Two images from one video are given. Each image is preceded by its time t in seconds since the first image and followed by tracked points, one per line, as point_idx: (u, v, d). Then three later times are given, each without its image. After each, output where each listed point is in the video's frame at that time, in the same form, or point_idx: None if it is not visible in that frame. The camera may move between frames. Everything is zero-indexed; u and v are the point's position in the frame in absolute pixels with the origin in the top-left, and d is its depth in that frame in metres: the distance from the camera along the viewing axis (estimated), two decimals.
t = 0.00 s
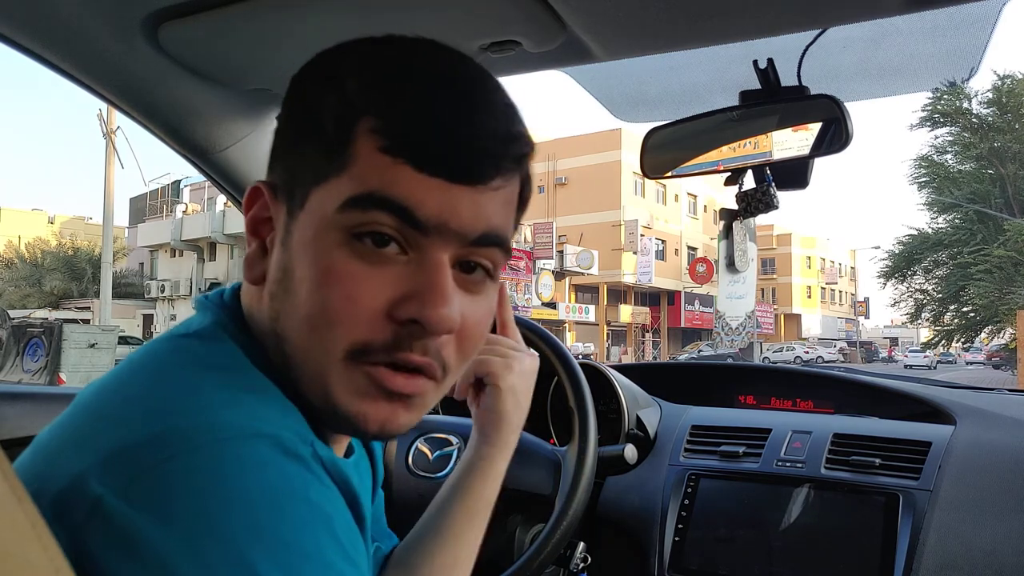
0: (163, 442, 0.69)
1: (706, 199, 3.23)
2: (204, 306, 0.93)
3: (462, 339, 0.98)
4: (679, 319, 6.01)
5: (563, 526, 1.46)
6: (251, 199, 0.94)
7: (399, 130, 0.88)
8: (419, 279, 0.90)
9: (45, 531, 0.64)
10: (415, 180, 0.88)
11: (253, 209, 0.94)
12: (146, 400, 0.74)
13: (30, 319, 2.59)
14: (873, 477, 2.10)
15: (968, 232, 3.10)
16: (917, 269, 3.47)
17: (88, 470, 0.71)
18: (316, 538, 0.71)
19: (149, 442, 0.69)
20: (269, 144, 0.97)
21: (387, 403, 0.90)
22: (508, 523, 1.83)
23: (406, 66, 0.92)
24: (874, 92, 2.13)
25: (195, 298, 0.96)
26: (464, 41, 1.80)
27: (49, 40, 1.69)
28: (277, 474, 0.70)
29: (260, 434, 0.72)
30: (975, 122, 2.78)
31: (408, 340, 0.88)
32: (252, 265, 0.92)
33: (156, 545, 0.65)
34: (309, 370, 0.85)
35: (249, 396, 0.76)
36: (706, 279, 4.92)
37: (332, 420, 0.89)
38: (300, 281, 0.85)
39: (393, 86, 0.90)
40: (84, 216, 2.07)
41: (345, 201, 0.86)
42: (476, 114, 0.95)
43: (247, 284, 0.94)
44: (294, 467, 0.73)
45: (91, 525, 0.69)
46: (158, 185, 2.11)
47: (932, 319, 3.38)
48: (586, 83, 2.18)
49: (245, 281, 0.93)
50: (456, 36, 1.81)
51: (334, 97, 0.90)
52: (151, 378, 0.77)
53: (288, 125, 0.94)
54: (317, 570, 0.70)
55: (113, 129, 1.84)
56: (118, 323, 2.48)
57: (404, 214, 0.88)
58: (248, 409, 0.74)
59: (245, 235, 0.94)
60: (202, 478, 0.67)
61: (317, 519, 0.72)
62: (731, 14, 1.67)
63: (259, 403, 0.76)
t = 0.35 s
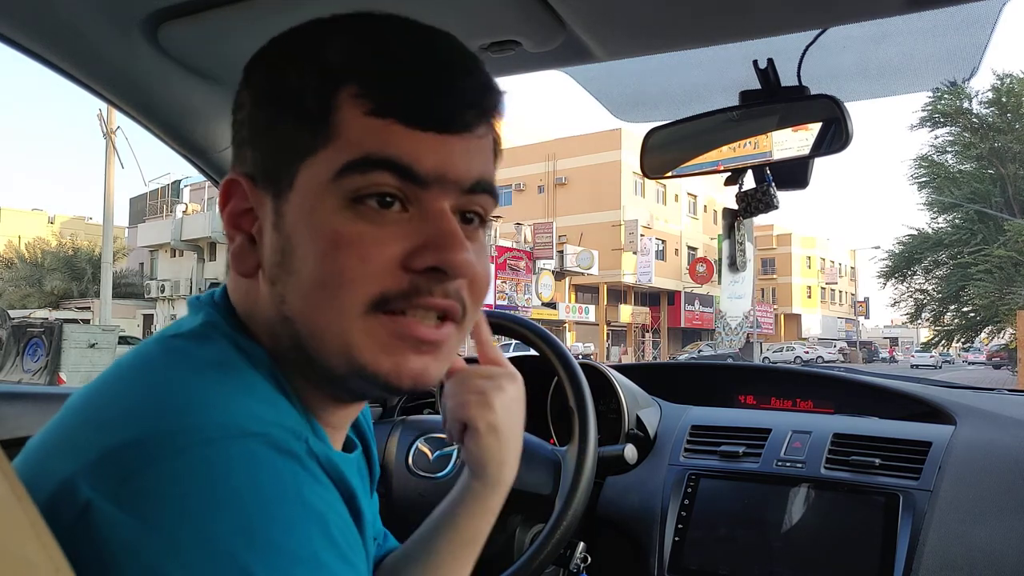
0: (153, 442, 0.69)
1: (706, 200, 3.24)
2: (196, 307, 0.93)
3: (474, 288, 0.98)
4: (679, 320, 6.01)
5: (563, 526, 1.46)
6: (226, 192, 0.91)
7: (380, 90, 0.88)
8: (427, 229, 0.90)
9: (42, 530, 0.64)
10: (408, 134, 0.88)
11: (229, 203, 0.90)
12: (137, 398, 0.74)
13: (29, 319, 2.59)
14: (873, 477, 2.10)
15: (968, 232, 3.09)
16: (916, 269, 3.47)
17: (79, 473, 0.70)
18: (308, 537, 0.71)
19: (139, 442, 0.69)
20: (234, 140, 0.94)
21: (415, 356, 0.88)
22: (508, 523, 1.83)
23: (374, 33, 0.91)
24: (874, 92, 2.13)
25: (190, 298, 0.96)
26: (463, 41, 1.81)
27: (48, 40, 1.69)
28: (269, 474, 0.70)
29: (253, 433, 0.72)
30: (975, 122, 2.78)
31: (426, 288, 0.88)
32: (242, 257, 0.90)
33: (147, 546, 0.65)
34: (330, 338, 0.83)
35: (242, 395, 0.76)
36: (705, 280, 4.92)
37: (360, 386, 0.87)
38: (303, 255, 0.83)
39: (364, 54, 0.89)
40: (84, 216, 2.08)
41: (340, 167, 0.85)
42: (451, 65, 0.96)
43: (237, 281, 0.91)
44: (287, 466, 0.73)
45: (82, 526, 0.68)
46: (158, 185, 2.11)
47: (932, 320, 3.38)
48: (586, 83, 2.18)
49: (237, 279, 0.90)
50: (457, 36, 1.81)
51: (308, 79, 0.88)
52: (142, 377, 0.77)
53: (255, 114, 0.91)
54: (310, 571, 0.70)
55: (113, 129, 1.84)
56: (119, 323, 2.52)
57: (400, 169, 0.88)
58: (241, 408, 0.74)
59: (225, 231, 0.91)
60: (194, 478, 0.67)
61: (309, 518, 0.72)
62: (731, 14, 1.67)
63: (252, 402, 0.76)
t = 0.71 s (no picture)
0: (163, 441, 0.69)
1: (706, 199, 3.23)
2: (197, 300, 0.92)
3: (448, 246, 0.99)
4: (679, 319, 6.01)
5: (563, 527, 1.46)
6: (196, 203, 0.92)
7: (317, 67, 0.89)
8: (392, 192, 0.90)
9: (44, 530, 0.64)
10: (354, 104, 0.90)
11: (203, 213, 0.92)
12: (143, 397, 0.74)
13: (30, 319, 2.59)
14: (873, 477, 2.10)
15: (968, 233, 3.08)
16: (916, 269, 3.47)
17: (90, 472, 0.71)
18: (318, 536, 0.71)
19: (149, 442, 0.69)
20: (193, 148, 0.95)
21: (402, 321, 0.88)
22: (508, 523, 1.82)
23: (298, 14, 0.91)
24: (874, 92, 2.13)
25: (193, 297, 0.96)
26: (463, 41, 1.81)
27: (47, 40, 1.69)
28: (281, 473, 0.70)
29: (261, 432, 0.72)
30: (976, 122, 2.73)
31: (401, 250, 0.89)
32: (222, 260, 0.91)
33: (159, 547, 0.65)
34: (312, 316, 0.83)
35: (249, 392, 0.76)
36: (706, 279, 4.91)
37: (354, 362, 0.87)
38: (276, 242, 0.84)
39: (295, 35, 0.90)
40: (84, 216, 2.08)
41: (296, 150, 0.87)
42: (381, 30, 0.96)
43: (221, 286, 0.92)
44: (296, 464, 0.73)
45: (94, 527, 0.69)
46: (158, 185, 2.11)
47: (932, 319, 3.38)
48: (586, 83, 2.18)
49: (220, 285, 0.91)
50: (457, 34, 1.81)
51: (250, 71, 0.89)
52: (149, 375, 0.77)
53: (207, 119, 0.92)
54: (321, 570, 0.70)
55: (113, 129, 1.84)
56: (119, 323, 2.56)
57: (354, 141, 0.89)
58: (248, 407, 0.73)
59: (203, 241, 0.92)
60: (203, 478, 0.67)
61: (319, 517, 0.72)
62: (731, 14, 1.67)
63: (259, 399, 0.75)
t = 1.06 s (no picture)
0: (172, 436, 0.69)
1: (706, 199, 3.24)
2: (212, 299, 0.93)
3: (463, 257, 0.97)
4: (679, 319, 6.01)
5: (563, 527, 1.46)
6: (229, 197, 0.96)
7: (346, 66, 0.90)
8: (404, 196, 0.89)
9: (43, 530, 0.64)
10: (376, 104, 0.90)
11: (233, 206, 0.95)
12: (155, 393, 0.74)
13: (29, 319, 2.55)
14: (873, 477, 2.10)
15: (968, 232, 3.10)
16: (916, 268, 3.46)
17: (99, 468, 0.70)
18: (323, 536, 0.71)
19: (159, 437, 0.69)
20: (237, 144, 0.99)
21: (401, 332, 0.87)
22: (508, 523, 1.82)
23: (340, 18, 0.94)
24: (874, 92, 2.13)
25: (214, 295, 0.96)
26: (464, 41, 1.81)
27: (47, 41, 1.69)
28: (287, 471, 0.70)
29: (268, 431, 0.72)
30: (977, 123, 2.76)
31: (407, 255, 0.88)
32: (244, 254, 0.93)
33: (160, 546, 0.65)
34: (314, 315, 0.83)
35: (258, 391, 0.76)
36: (705, 279, 4.91)
37: (353, 370, 0.86)
38: (288, 238, 0.85)
39: (330, 37, 0.92)
40: (84, 216, 2.08)
41: (314, 148, 0.88)
42: (421, 40, 0.97)
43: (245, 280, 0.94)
44: (304, 462, 0.73)
45: (100, 525, 0.68)
46: (158, 185, 2.11)
47: (932, 319, 3.38)
48: (586, 83, 2.18)
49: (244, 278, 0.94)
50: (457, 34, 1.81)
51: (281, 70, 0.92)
52: (161, 373, 0.77)
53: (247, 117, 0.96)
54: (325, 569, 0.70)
55: (113, 129, 1.84)
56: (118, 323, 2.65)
57: (373, 143, 0.89)
58: (256, 405, 0.73)
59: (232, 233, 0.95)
60: (209, 477, 0.67)
61: (325, 517, 0.72)
62: (731, 14, 1.67)
63: (268, 398, 0.75)
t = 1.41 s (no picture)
0: (177, 436, 0.69)
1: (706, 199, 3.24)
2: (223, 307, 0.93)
3: (492, 328, 0.97)
4: (679, 319, 6.01)
5: (563, 527, 1.46)
6: (281, 201, 0.96)
7: (431, 121, 0.90)
8: (448, 262, 0.89)
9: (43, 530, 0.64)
10: (447, 166, 0.89)
11: (282, 209, 0.95)
12: (160, 394, 0.75)
13: (30, 320, 2.53)
14: (873, 477, 2.10)
15: (968, 232, 3.10)
16: (916, 269, 3.46)
17: (101, 468, 0.70)
18: (324, 539, 0.71)
19: (163, 437, 0.69)
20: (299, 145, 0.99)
21: (416, 394, 0.87)
22: (508, 523, 1.82)
23: (441, 69, 0.94)
24: (874, 92, 2.13)
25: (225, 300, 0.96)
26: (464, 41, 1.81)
27: (47, 40, 1.69)
28: (290, 473, 0.70)
29: (271, 433, 0.72)
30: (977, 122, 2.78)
31: (440, 322, 0.87)
32: (281, 264, 0.92)
33: (160, 544, 0.65)
34: (340, 352, 0.83)
35: (262, 394, 0.76)
36: (705, 279, 4.90)
37: (362, 409, 0.87)
38: (330, 269, 0.85)
39: (426, 83, 0.93)
40: (83, 216, 2.08)
41: (374, 188, 0.87)
42: (511, 112, 0.96)
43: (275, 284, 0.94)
44: (306, 464, 0.73)
45: (101, 523, 0.68)
46: (158, 184, 2.11)
47: (932, 319, 3.39)
48: (586, 84, 2.18)
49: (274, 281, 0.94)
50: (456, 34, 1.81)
51: (367, 98, 0.93)
52: (166, 375, 0.78)
53: (316, 128, 0.96)
54: (325, 571, 0.70)
55: (113, 129, 1.84)
56: (119, 323, 2.64)
57: (432, 200, 0.88)
58: (260, 408, 0.74)
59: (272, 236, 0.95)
60: (211, 476, 0.67)
61: (325, 519, 0.72)
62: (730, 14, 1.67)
63: (271, 401, 0.76)
